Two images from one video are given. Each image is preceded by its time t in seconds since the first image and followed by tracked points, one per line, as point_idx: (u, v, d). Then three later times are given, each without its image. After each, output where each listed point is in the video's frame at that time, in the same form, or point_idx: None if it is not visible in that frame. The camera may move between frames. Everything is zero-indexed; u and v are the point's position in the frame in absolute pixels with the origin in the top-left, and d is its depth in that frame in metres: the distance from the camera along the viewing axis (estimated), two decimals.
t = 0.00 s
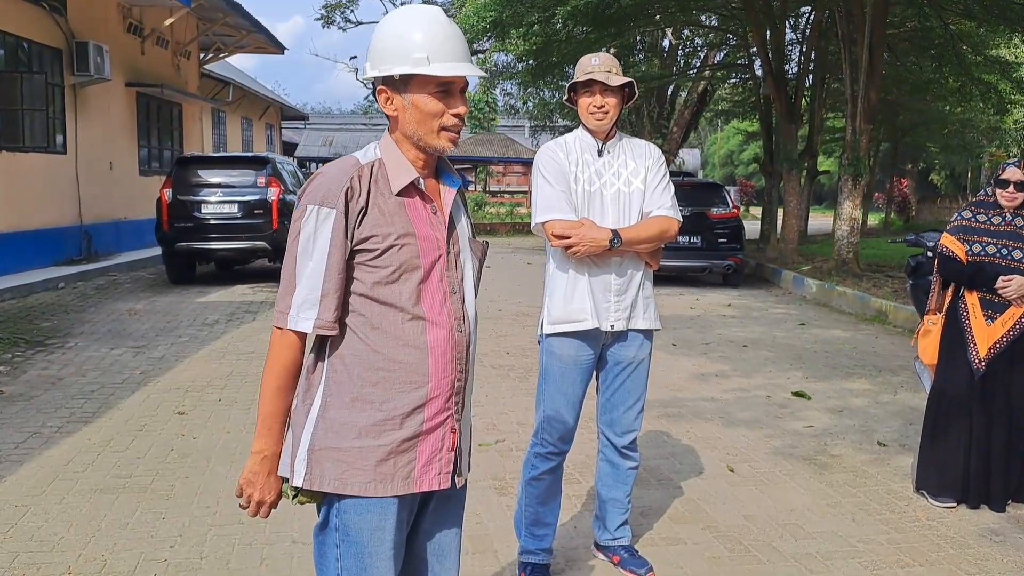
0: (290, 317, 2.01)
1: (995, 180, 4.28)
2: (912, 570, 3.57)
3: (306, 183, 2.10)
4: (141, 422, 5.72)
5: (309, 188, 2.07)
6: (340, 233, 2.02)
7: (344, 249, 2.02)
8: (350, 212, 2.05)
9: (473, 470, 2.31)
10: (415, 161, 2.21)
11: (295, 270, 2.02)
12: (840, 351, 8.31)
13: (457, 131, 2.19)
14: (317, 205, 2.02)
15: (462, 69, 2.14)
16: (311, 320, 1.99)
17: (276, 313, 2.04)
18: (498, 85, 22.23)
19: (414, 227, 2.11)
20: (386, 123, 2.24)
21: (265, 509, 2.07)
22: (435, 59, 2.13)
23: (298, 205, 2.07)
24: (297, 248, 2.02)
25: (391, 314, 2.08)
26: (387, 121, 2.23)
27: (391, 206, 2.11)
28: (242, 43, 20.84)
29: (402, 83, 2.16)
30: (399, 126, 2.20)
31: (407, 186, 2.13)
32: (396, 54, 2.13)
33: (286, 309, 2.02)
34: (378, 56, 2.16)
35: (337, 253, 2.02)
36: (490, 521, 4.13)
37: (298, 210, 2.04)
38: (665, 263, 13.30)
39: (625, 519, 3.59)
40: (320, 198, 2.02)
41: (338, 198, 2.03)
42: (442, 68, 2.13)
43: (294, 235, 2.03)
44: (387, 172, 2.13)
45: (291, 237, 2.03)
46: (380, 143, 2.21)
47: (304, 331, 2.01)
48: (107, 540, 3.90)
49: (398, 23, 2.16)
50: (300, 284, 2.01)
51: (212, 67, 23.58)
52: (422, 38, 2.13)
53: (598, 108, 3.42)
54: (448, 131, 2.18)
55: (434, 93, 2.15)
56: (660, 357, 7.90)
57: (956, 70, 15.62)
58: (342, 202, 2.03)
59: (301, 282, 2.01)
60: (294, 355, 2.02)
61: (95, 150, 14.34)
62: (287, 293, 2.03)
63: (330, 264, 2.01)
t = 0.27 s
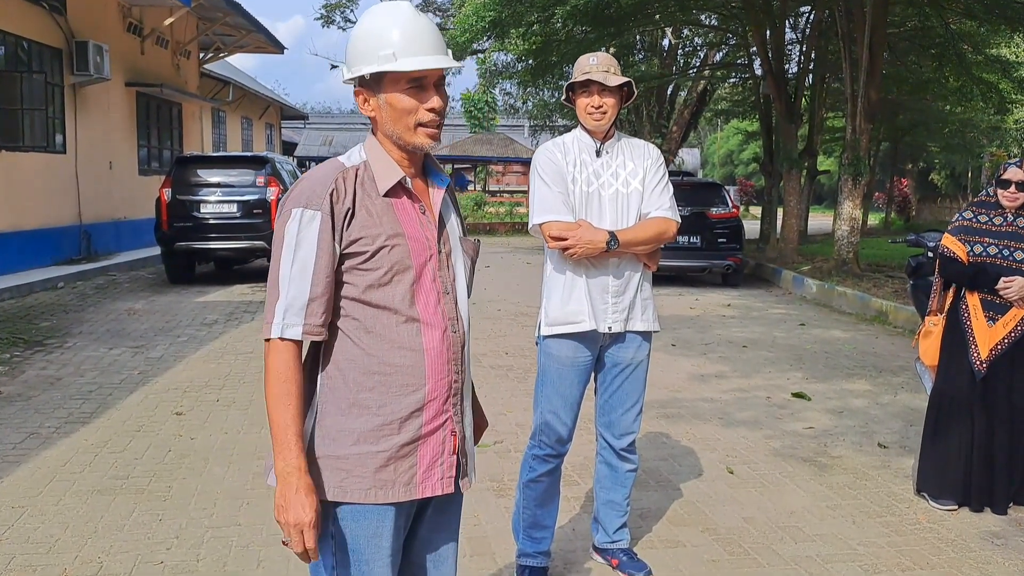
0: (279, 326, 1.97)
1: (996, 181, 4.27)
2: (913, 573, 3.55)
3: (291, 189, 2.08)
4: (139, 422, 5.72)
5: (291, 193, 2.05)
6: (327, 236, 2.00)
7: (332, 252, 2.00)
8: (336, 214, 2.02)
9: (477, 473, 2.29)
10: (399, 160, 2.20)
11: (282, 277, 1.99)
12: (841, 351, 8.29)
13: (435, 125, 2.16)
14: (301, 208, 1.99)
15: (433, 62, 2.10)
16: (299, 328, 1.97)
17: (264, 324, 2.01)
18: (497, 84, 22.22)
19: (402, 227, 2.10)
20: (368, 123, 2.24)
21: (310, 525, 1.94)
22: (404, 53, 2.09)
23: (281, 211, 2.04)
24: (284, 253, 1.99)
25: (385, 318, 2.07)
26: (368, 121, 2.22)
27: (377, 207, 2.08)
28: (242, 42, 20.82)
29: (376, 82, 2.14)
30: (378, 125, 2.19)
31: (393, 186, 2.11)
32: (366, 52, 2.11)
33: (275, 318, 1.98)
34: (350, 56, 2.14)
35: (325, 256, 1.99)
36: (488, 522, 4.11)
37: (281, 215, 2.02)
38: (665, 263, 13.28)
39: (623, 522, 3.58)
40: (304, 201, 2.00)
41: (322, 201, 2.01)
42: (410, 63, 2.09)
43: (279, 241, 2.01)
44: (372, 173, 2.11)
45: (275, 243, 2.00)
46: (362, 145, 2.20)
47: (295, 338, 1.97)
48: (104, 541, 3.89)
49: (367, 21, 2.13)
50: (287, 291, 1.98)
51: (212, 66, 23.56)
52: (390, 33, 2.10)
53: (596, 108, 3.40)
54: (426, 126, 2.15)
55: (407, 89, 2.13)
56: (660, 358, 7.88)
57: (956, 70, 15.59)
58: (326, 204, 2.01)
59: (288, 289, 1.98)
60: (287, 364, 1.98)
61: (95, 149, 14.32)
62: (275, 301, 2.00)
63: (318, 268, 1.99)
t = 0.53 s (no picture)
0: (288, 350, 1.96)
1: (999, 190, 4.26)
2: None
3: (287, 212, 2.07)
4: (140, 429, 5.71)
5: (288, 216, 2.03)
6: (328, 256, 1.98)
7: (333, 272, 1.99)
8: (335, 234, 2.01)
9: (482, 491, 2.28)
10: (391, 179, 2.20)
11: (284, 299, 1.97)
12: (842, 357, 8.28)
13: (419, 140, 2.14)
14: (299, 230, 1.98)
15: (407, 77, 2.08)
16: (308, 348, 1.96)
17: (268, 349, 1.99)
18: (498, 86, 22.21)
19: (400, 245, 2.09)
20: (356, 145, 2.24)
21: (448, 467, 1.98)
22: (378, 71, 2.08)
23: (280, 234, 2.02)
24: (285, 275, 1.98)
25: (386, 337, 2.06)
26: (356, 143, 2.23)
27: (375, 225, 2.07)
28: (244, 45, 20.81)
29: (357, 104, 2.14)
30: (365, 146, 2.19)
31: (388, 205, 2.10)
32: (344, 74, 2.12)
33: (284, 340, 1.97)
34: (331, 80, 2.15)
35: (327, 277, 1.98)
36: (489, 534, 4.10)
37: (279, 238, 2.00)
38: (666, 267, 13.27)
39: (626, 534, 3.56)
40: (301, 223, 1.99)
41: (319, 221, 1.99)
42: (388, 81, 2.08)
43: (280, 263, 1.99)
44: (366, 193, 2.10)
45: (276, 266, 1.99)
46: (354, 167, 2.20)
47: (305, 358, 1.96)
48: (105, 552, 3.88)
49: (345, 43, 2.14)
50: (290, 313, 1.97)
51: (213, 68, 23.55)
52: (363, 53, 2.10)
53: (597, 120, 3.39)
54: (410, 141, 2.14)
55: (385, 107, 2.13)
56: (661, 364, 7.87)
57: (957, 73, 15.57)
58: (327, 224, 2.00)
59: (290, 311, 1.97)
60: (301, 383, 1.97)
61: (96, 153, 14.32)
62: (279, 324, 1.99)
63: (321, 288, 1.97)
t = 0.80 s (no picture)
0: (309, 370, 1.95)
1: (1000, 202, 4.26)
2: None
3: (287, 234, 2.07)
4: (141, 438, 5.71)
5: (290, 239, 2.03)
6: (334, 274, 1.99)
7: (340, 289, 1.99)
8: (337, 252, 2.01)
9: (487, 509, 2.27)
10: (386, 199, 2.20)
11: (292, 319, 1.97)
12: (842, 363, 8.28)
13: (411, 158, 2.15)
14: (302, 251, 1.98)
15: (395, 97, 2.09)
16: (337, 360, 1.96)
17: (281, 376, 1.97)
18: (498, 90, 22.23)
19: (400, 264, 2.09)
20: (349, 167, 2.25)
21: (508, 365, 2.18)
22: (367, 93, 2.09)
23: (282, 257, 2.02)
24: (294, 296, 1.97)
25: (388, 355, 2.06)
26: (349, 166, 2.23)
27: (373, 244, 2.07)
28: (243, 49, 20.82)
29: (347, 127, 2.15)
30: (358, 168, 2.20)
31: (386, 224, 2.11)
32: (334, 99, 2.12)
33: (302, 362, 1.95)
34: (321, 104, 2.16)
35: (334, 293, 1.99)
36: (491, 545, 4.09)
37: (283, 260, 2.00)
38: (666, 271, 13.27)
39: (628, 546, 3.56)
40: (304, 244, 1.99)
41: (322, 240, 2.00)
42: (376, 101, 2.09)
43: (286, 285, 1.98)
44: (363, 213, 2.11)
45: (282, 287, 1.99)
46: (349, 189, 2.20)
47: (322, 377, 1.95)
48: (105, 564, 3.88)
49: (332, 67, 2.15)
50: (299, 335, 1.96)
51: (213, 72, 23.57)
52: (350, 76, 2.11)
53: (597, 133, 3.39)
54: (402, 160, 2.15)
55: (374, 128, 2.13)
56: (661, 370, 7.87)
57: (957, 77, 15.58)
58: (332, 240, 2.01)
59: (302, 331, 1.96)
60: (321, 397, 1.97)
61: (96, 157, 14.32)
62: (293, 347, 1.97)
63: (329, 305, 1.98)
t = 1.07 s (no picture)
0: (308, 377, 1.94)
1: (1001, 205, 4.26)
2: None
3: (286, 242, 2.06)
4: (141, 441, 5.71)
5: (288, 245, 2.03)
6: (333, 281, 1.98)
7: (338, 296, 1.99)
8: (335, 259, 2.01)
9: (498, 512, 2.24)
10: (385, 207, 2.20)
11: (291, 327, 1.96)
12: (843, 365, 8.28)
13: (410, 166, 2.15)
14: (301, 258, 1.98)
15: (393, 105, 2.08)
16: (331, 367, 1.95)
17: (280, 385, 1.96)
18: (498, 91, 22.24)
19: (399, 272, 2.09)
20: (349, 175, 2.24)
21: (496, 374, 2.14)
22: (365, 100, 2.08)
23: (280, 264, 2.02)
24: (293, 304, 1.96)
25: (387, 364, 2.06)
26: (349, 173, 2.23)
27: (371, 251, 2.07)
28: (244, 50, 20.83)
29: (346, 135, 2.15)
30: (358, 175, 2.19)
31: (385, 231, 2.11)
32: (332, 107, 2.12)
33: (301, 370, 1.94)
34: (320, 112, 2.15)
35: (333, 300, 1.98)
36: (492, 549, 4.09)
37: (281, 267, 2.00)
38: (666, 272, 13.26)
39: (629, 551, 3.56)
40: (302, 251, 1.98)
41: (321, 246, 1.99)
42: (375, 109, 2.08)
43: (285, 293, 1.98)
44: (362, 221, 2.10)
45: (280, 294, 1.98)
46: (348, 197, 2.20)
47: (322, 384, 1.94)
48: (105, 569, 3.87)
49: (330, 75, 2.14)
50: (298, 343, 1.95)
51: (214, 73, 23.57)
52: (347, 85, 2.10)
53: (597, 138, 3.39)
54: (401, 169, 2.14)
55: (373, 136, 2.13)
56: (662, 372, 7.87)
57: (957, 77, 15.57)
58: (330, 246, 2.01)
59: (301, 339, 1.95)
60: (321, 404, 1.96)
61: (96, 159, 14.32)
62: (291, 355, 1.96)
63: (328, 312, 1.97)
